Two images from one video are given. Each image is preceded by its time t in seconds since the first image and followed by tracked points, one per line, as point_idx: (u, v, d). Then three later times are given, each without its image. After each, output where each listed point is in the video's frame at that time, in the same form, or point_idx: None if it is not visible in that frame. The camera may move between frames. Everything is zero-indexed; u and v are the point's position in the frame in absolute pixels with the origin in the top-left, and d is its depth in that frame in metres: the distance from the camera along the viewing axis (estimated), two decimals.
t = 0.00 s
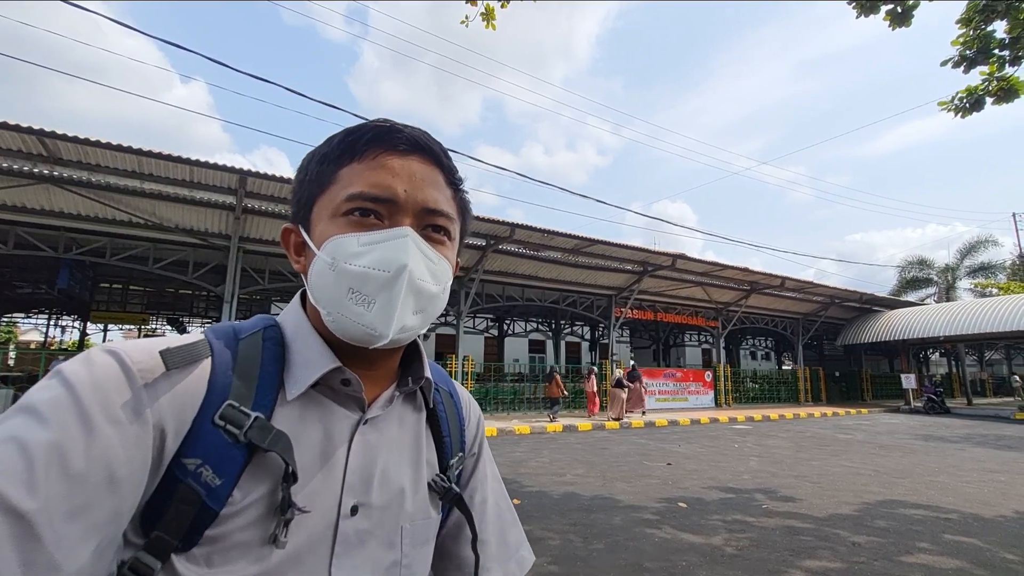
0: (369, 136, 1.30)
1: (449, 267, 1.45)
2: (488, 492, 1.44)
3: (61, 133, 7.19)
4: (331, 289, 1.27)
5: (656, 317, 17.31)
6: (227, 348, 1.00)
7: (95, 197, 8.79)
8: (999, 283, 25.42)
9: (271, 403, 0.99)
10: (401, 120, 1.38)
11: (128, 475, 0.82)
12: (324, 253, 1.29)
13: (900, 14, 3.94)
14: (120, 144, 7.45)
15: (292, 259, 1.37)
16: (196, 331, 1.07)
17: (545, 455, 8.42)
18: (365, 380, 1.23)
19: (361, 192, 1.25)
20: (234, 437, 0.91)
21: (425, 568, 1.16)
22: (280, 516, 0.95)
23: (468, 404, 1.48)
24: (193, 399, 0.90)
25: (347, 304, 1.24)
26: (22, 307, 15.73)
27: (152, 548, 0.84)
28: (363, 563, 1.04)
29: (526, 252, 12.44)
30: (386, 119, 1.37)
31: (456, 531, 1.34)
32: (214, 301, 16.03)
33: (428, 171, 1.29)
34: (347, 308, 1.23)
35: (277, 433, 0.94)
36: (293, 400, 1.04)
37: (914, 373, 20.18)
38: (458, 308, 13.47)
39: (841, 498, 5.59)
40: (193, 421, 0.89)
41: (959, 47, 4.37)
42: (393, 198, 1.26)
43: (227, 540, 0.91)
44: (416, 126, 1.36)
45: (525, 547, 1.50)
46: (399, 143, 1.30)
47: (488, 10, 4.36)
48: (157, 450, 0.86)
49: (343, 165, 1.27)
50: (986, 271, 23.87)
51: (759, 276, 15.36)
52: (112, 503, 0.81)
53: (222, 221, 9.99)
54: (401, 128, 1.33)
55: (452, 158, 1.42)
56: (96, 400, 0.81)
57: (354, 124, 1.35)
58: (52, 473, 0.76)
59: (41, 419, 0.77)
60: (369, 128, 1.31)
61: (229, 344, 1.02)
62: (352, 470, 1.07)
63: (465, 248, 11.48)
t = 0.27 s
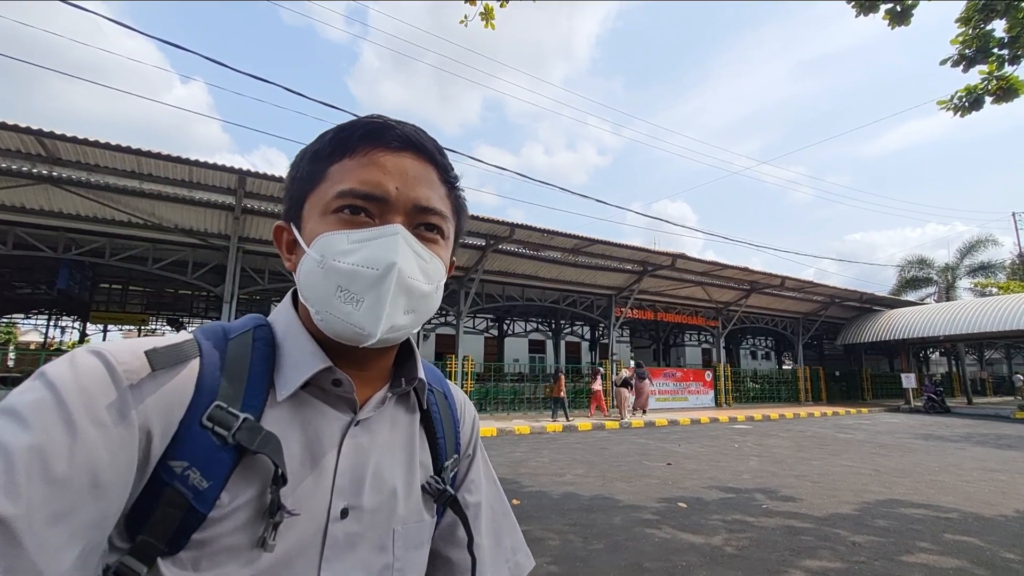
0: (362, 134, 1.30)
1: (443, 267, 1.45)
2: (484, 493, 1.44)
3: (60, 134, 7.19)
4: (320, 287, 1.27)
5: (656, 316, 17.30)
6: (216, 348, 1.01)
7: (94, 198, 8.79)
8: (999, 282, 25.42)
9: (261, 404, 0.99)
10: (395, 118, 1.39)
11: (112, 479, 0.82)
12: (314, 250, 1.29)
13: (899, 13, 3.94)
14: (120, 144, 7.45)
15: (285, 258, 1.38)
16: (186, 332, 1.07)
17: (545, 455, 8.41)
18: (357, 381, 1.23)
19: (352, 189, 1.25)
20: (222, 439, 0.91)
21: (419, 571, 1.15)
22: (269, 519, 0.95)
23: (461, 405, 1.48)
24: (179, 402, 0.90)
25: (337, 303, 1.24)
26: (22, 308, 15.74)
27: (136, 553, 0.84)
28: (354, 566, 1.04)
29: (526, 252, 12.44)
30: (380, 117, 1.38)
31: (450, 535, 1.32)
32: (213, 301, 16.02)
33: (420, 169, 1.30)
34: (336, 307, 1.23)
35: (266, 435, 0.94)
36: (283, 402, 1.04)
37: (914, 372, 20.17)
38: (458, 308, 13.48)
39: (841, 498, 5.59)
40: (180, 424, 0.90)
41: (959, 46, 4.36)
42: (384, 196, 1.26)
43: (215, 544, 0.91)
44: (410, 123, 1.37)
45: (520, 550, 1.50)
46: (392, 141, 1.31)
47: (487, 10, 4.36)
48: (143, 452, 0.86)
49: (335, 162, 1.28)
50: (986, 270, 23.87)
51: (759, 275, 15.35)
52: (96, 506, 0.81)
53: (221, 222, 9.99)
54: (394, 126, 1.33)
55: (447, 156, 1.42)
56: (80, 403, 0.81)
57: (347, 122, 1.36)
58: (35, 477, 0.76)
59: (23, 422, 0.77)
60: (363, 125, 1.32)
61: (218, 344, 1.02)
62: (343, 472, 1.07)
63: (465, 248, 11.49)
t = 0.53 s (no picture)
0: (364, 133, 1.31)
1: (445, 268, 1.45)
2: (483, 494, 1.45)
3: (60, 135, 7.19)
4: (321, 287, 1.27)
5: (656, 317, 17.30)
6: (218, 349, 1.01)
7: (94, 199, 8.79)
8: (999, 282, 25.43)
9: (262, 404, 0.99)
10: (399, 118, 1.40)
11: (113, 478, 0.82)
12: (315, 251, 1.29)
13: (898, 13, 3.94)
14: (120, 145, 7.45)
15: (287, 258, 1.38)
16: (188, 332, 1.07)
17: (545, 456, 8.41)
18: (358, 381, 1.23)
19: (353, 189, 1.26)
20: (223, 439, 0.91)
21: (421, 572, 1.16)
22: (270, 519, 0.95)
23: (465, 405, 1.48)
24: (181, 402, 0.90)
25: (337, 303, 1.24)
26: (22, 309, 15.72)
27: (138, 552, 0.84)
28: (355, 567, 1.04)
29: (526, 252, 12.44)
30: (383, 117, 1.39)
31: (451, 534, 1.34)
32: (213, 302, 16.01)
33: (421, 168, 1.30)
34: (337, 308, 1.23)
35: (268, 435, 0.94)
36: (284, 402, 1.05)
37: (914, 372, 20.18)
38: (458, 309, 13.48)
39: (841, 498, 5.59)
40: (181, 424, 0.90)
41: (958, 47, 4.37)
42: (385, 195, 1.26)
43: (215, 543, 0.91)
44: (412, 123, 1.37)
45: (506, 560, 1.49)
46: (394, 140, 1.31)
47: (486, 11, 4.37)
48: (144, 453, 0.87)
49: (337, 161, 1.29)
50: (986, 270, 23.87)
51: (759, 276, 15.36)
52: (97, 505, 0.81)
53: (221, 223, 9.99)
54: (396, 125, 1.34)
55: (450, 156, 1.42)
56: (81, 402, 0.81)
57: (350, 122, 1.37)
58: (36, 476, 0.76)
59: (26, 421, 0.78)
60: (365, 125, 1.32)
61: (220, 345, 1.02)
62: (345, 473, 1.07)
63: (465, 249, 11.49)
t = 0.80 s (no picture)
0: (364, 133, 1.31)
1: (445, 268, 1.44)
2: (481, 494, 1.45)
3: (60, 136, 7.19)
4: (321, 287, 1.27)
5: (656, 317, 17.30)
6: (217, 346, 1.00)
7: (94, 200, 8.79)
8: (999, 282, 25.42)
9: (261, 402, 0.99)
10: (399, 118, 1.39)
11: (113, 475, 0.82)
12: (315, 250, 1.29)
13: (898, 12, 3.95)
14: (120, 146, 7.46)
15: (288, 256, 1.38)
16: (187, 329, 1.07)
17: (545, 456, 8.41)
18: (357, 380, 1.22)
19: (353, 189, 1.25)
20: (222, 437, 0.91)
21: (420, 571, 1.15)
22: (269, 517, 0.95)
23: (463, 405, 1.48)
24: (181, 399, 0.90)
25: (337, 302, 1.24)
26: (22, 310, 15.72)
27: (137, 549, 0.84)
28: (354, 566, 1.04)
29: (525, 253, 12.44)
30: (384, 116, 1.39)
31: (448, 533, 1.34)
32: (213, 303, 16.00)
33: (421, 169, 1.29)
34: (337, 307, 1.23)
35: (267, 434, 0.94)
36: (284, 399, 1.04)
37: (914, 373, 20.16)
38: (458, 309, 13.48)
39: (841, 498, 5.58)
40: (181, 421, 0.90)
41: (958, 46, 4.37)
42: (385, 195, 1.26)
43: (215, 541, 0.91)
44: (412, 122, 1.37)
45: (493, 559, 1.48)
46: (394, 140, 1.31)
47: (486, 11, 4.38)
48: (144, 450, 0.87)
49: (337, 161, 1.28)
50: (986, 270, 23.86)
51: (759, 276, 15.35)
52: (97, 503, 0.81)
53: (221, 223, 9.99)
54: (397, 125, 1.34)
55: (451, 155, 1.42)
56: (81, 399, 0.81)
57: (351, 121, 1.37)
58: (36, 473, 0.76)
59: (25, 418, 0.77)
60: (365, 125, 1.32)
61: (219, 343, 1.02)
62: (344, 471, 1.07)
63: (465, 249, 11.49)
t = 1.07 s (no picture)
0: (361, 130, 1.31)
1: (442, 266, 1.45)
2: (475, 494, 1.45)
3: (60, 138, 7.20)
4: (317, 285, 1.27)
5: (656, 318, 17.29)
6: (210, 346, 1.00)
7: (94, 202, 8.80)
8: (999, 282, 25.41)
9: (254, 401, 0.99)
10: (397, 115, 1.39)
11: (106, 474, 0.82)
12: (312, 248, 1.29)
13: (897, 13, 3.94)
14: (120, 148, 7.47)
15: (283, 255, 1.38)
16: (181, 327, 1.07)
17: (545, 457, 8.40)
18: (352, 379, 1.22)
19: (351, 187, 1.25)
20: (216, 435, 0.91)
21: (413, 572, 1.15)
22: (262, 516, 0.94)
23: (458, 405, 1.48)
24: (173, 399, 0.90)
25: (331, 301, 1.24)
26: (22, 312, 15.72)
27: (130, 549, 0.84)
28: (347, 565, 1.03)
29: (526, 254, 12.43)
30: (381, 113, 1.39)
31: (442, 534, 1.33)
32: (213, 305, 16.00)
33: (420, 167, 1.30)
34: (331, 306, 1.23)
35: (260, 432, 0.94)
36: (277, 398, 1.04)
37: (915, 373, 20.14)
38: (458, 310, 13.47)
39: (843, 499, 5.57)
40: (174, 420, 0.90)
41: (958, 46, 4.37)
42: (384, 193, 1.26)
43: (207, 540, 0.90)
44: (410, 120, 1.37)
45: (508, 555, 1.49)
46: (392, 137, 1.31)
47: (485, 12, 4.38)
48: (136, 449, 0.86)
49: (335, 158, 1.28)
50: (987, 270, 23.85)
51: (759, 276, 15.34)
52: (90, 502, 0.81)
53: (221, 225, 9.99)
54: (394, 123, 1.34)
55: (447, 154, 1.42)
56: (73, 398, 0.81)
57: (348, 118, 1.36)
58: (27, 472, 0.76)
59: (16, 417, 0.77)
60: (363, 123, 1.32)
61: (212, 342, 1.02)
62: (337, 470, 1.06)
63: (465, 250, 11.49)
